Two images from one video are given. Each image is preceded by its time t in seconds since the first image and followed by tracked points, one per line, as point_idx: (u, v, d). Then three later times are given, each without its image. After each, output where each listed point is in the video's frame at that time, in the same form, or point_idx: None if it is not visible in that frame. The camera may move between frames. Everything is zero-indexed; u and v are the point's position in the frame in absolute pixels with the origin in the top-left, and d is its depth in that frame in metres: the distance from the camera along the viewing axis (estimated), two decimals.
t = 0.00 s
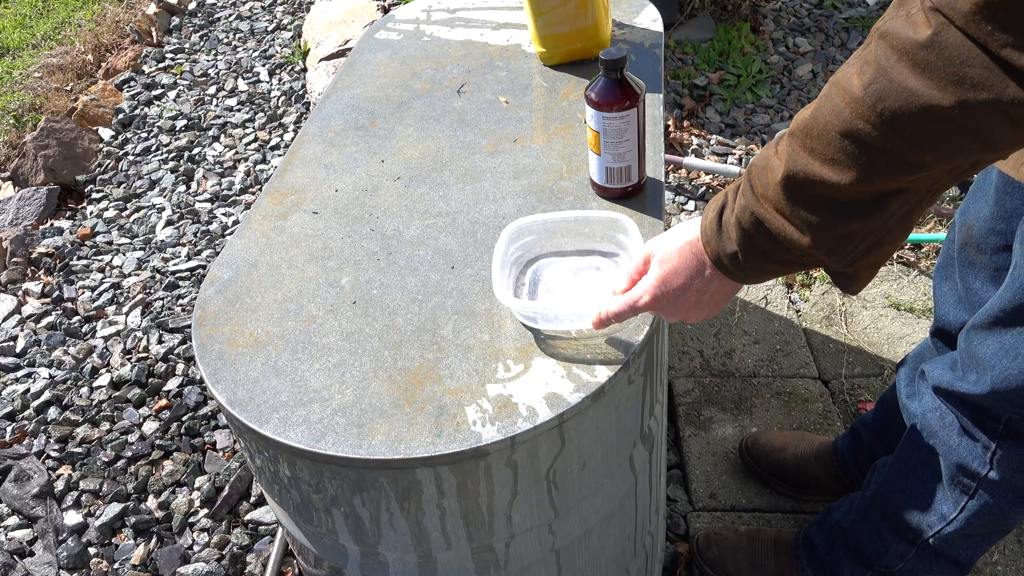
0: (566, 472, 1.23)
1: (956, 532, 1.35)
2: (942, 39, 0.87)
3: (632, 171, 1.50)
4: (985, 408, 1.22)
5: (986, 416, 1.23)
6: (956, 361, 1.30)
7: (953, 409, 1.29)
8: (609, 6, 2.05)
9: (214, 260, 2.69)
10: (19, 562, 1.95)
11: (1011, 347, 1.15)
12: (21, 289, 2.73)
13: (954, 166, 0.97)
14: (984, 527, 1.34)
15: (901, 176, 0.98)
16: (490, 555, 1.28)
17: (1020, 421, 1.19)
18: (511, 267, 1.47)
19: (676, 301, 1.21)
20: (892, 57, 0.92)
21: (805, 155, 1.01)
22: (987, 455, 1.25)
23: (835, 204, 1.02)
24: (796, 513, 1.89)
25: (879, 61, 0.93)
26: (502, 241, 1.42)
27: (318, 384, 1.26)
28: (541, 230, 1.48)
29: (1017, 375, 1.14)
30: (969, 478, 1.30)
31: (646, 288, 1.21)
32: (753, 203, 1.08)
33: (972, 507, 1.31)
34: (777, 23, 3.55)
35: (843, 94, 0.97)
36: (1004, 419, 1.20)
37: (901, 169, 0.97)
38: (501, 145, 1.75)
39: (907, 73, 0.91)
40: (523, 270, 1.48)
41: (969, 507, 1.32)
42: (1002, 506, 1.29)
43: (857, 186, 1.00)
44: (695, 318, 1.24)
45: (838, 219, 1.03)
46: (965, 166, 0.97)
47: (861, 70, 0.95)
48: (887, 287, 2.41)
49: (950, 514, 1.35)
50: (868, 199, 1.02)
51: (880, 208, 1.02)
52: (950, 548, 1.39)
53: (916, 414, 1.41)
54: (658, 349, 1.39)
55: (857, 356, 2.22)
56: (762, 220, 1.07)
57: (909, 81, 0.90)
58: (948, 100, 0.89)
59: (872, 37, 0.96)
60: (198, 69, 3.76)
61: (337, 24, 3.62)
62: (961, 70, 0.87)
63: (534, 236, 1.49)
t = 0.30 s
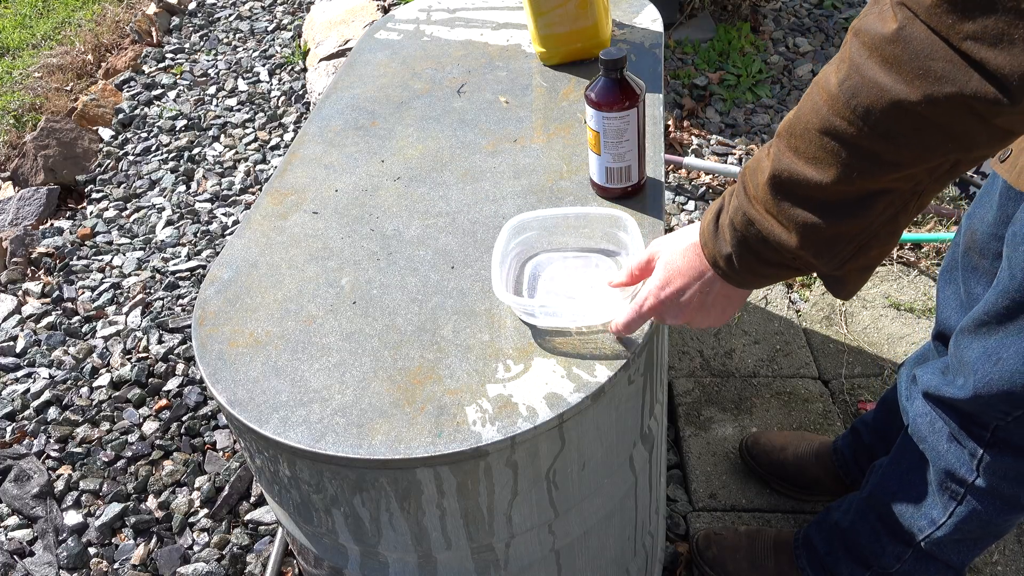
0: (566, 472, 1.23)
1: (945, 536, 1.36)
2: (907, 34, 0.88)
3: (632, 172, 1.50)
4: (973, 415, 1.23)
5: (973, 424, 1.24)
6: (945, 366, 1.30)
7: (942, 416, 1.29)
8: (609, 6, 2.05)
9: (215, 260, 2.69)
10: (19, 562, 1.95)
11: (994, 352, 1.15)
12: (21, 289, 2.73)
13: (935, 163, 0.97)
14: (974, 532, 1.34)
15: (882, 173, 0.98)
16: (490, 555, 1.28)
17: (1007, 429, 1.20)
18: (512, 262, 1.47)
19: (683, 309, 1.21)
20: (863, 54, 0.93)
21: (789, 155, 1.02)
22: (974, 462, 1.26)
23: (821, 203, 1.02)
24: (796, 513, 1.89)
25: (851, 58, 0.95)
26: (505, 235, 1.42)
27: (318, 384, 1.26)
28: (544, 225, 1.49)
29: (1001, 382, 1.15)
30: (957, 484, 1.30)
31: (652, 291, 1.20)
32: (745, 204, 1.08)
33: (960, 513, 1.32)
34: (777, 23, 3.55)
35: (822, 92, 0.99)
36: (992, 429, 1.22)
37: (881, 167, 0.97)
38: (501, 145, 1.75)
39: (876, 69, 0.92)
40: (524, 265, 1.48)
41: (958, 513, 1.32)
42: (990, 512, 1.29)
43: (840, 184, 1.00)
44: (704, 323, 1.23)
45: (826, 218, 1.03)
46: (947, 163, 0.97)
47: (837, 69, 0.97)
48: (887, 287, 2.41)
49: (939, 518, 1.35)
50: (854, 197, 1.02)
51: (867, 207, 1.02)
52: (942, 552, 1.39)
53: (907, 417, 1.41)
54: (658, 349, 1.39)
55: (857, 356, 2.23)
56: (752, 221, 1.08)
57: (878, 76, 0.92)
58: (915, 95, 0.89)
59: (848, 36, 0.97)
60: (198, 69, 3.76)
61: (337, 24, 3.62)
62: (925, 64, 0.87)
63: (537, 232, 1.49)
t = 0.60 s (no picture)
0: (566, 472, 1.23)
1: (931, 543, 1.37)
2: (911, 36, 0.92)
3: (633, 172, 1.50)
4: (952, 424, 1.27)
5: (953, 434, 1.27)
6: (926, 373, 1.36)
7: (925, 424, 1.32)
8: (609, 6, 2.05)
9: (214, 260, 2.69)
10: (19, 562, 1.95)
11: (963, 356, 1.23)
12: (21, 289, 2.73)
13: (967, 161, 0.99)
14: (959, 539, 1.36)
15: (916, 172, 1.01)
16: (490, 555, 1.28)
17: (985, 439, 1.24)
18: (512, 262, 1.47)
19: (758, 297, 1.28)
20: (878, 59, 0.98)
21: (830, 158, 1.06)
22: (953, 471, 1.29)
23: (863, 203, 1.06)
24: (796, 513, 1.89)
25: (870, 64, 1.00)
26: (505, 235, 1.42)
27: (318, 384, 1.26)
28: (544, 225, 1.49)
29: (973, 386, 1.21)
30: (938, 492, 1.33)
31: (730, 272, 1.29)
32: (797, 206, 1.13)
33: (942, 520, 1.34)
34: (777, 23, 3.55)
35: (849, 97, 1.03)
36: (971, 439, 1.25)
37: (915, 167, 1.00)
38: (501, 145, 1.75)
39: (889, 72, 0.96)
40: (524, 264, 1.48)
41: (940, 520, 1.34)
42: (971, 521, 1.32)
43: (880, 185, 1.03)
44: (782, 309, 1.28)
45: (871, 218, 1.06)
46: (981, 159, 0.99)
47: (860, 74, 1.02)
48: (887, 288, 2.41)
49: (923, 525, 1.37)
50: (895, 197, 1.04)
51: (910, 206, 1.05)
52: (930, 558, 1.40)
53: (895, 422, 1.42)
54: (658, 349, 1.39)
55: (857, 356, 2.22)
56: (804, 222, 1.12)
57: (891, 79, 0.96)
58: (926, 94, 0.93)
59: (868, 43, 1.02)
60: (198, 69, 3.76)
61: (337, 24, 3.62)
62: (932, 63, 0.92)
63: (537, 232, 1.49)
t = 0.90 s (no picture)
0: (566, 472, 1.23)
1: (921, 543, 1.38)
2: (891, 15, 0.97)
3: (633, 172, 1.50)
4: (934, 423, 1.29)
5: (935, 433, 1.29)
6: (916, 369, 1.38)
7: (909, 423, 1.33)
8: (609, 6, 2.05)
9: (215, 260, 2.69)
10: (18, 562, 1.95)
11: (934, 346, 1.27)
12: (21, 289, 2.72)
13: (964, 134, 1.02)
14: (948, 540, 1.36)
15: (917, 147, 1.05)
16: (490, 555, 1.28)
17: (965, 434, 1.26)
18: (512, 262, 1.47)
19: (793, 257, 1.38)
20: (871, 38, 1.03)
21: (843, 135, 1.12)
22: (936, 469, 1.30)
23: (875, 176, 1.11)
24: (797, 513, 1.88)
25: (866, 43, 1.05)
26: (504, 235, 1.42)
27: (318, 384, 1.26)
28: (544, 225, 1.48)
29: (947, 370, 1.24)
30: (924, 492, 1.34)
31: (774, 228, 1.39)
32: (823, 178, 1.19)
33: (929, 520, 1.35)
34: (777, 23, 3.55)
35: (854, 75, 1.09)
36: (955, 435, 1.27)
37: (912, 142, 1.04)
38: (501, 145, 1.75)
39: (878, 50, 1.01)
40: (524, 265, 1.48)
41: (927, 520, 1.35)
42: (957, 520, 1.32)
43: (885, 159, 1.08)
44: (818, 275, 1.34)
45: (882, 191, 1.11)
46: (980, 132, 1.01)
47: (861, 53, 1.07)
48: (887, 287, 2.41)
49: (911, 525, 1.38)
50: (903, 171, 1.09)
51: (918, 179, 1.08)
52: (922, 559, 1.40)
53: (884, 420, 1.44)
54: (658, 349, 1.39)
55: (857, 356, 2.22)
56: (828, 194, 1.19)
57: (880, 57, 1.01)
58: (909, 69, 0.98)
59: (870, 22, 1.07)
60: (198, 69, 3.76)
61: (337, 24, 3.62)
62: (910, 40, 0.97)
63: (537, 232, 1.49)
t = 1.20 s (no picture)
0: (566, 472, 1.23)
1: (922, 526, 1.38)
2: None
3: (633, 171, 1.50)
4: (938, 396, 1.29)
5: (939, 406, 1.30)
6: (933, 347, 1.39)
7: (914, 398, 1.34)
8: (609, 6, 2.05)
9: (214, 260, 2.69)
10: (19, 562, 1.95)
11: (937, 301, 1.28)
12: (21, 289, 2.72)
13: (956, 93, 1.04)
14: (950, 525, 1.36)
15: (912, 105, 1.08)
16: (490, 555, 1.28)
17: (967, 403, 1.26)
18: (511, 262, 1.47)
19: (815, 230, 1.39)
20: None
21: (849, 95, 1.16)
22: (939, 443, 1.31)
23: (876, 136, 1.14)
24: (797, 513, 1.88)
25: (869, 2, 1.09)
26: (504, 235, 1.42)
27: (318, 384, 1.26)
28: (544, 225, 1.48)
29: (946, 324, 1.26)
30: (926, 469, 1.34)
31: (801, 202, 1.42)
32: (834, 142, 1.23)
33: (931, 500, 1.35)
34: (777, 23, 3.55)
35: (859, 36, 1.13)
36: (956, 407, 1.27)
37: (908, 101, 1.07)
38: (501, 145, 1.75)
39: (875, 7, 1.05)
40: (524, 265, 1.48)
41: (929, 500, 1.35)
42: (960, 499, 1.32)
43: (886, 120, 1.11)
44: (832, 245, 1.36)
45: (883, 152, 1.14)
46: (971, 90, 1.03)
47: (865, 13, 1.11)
48: (887, 287, 2.41)
49: (913, 507, 1.38)
50: (902, 130, 1.12)
51: (916, 140, 1.11)
52: (924, 547, 1.40)
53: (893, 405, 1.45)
54: (658, 349, 1.39)
55: (857, 356, 2.23)
56: (837, 156, 1.23)
57: (876, 13, 1.05)
58: (900, 23, 1.02)
59: None
60: (198, 69, 3.76)
61: (337, 24, 3.62)
62: None
63: (537, 232, 1.49)
